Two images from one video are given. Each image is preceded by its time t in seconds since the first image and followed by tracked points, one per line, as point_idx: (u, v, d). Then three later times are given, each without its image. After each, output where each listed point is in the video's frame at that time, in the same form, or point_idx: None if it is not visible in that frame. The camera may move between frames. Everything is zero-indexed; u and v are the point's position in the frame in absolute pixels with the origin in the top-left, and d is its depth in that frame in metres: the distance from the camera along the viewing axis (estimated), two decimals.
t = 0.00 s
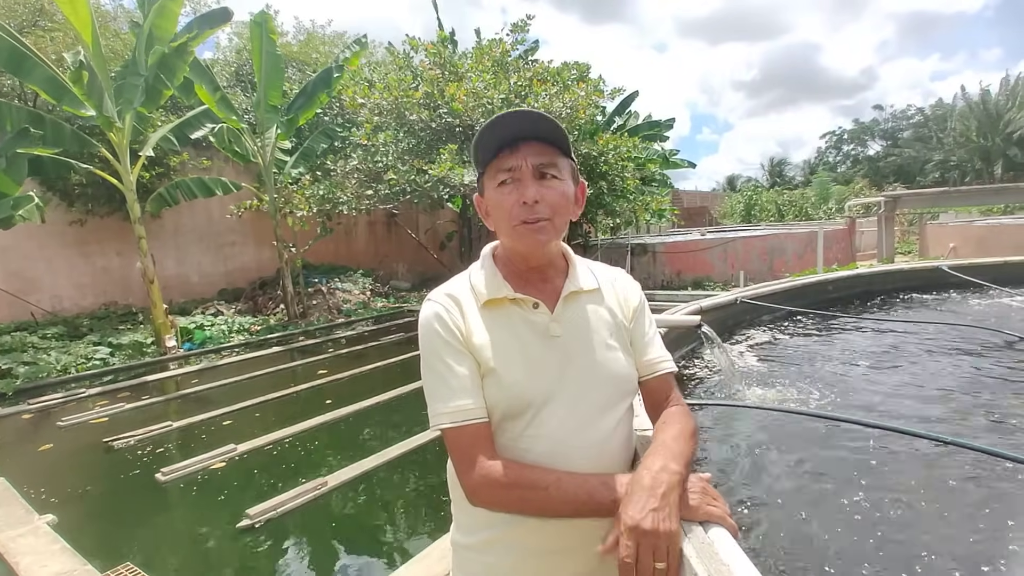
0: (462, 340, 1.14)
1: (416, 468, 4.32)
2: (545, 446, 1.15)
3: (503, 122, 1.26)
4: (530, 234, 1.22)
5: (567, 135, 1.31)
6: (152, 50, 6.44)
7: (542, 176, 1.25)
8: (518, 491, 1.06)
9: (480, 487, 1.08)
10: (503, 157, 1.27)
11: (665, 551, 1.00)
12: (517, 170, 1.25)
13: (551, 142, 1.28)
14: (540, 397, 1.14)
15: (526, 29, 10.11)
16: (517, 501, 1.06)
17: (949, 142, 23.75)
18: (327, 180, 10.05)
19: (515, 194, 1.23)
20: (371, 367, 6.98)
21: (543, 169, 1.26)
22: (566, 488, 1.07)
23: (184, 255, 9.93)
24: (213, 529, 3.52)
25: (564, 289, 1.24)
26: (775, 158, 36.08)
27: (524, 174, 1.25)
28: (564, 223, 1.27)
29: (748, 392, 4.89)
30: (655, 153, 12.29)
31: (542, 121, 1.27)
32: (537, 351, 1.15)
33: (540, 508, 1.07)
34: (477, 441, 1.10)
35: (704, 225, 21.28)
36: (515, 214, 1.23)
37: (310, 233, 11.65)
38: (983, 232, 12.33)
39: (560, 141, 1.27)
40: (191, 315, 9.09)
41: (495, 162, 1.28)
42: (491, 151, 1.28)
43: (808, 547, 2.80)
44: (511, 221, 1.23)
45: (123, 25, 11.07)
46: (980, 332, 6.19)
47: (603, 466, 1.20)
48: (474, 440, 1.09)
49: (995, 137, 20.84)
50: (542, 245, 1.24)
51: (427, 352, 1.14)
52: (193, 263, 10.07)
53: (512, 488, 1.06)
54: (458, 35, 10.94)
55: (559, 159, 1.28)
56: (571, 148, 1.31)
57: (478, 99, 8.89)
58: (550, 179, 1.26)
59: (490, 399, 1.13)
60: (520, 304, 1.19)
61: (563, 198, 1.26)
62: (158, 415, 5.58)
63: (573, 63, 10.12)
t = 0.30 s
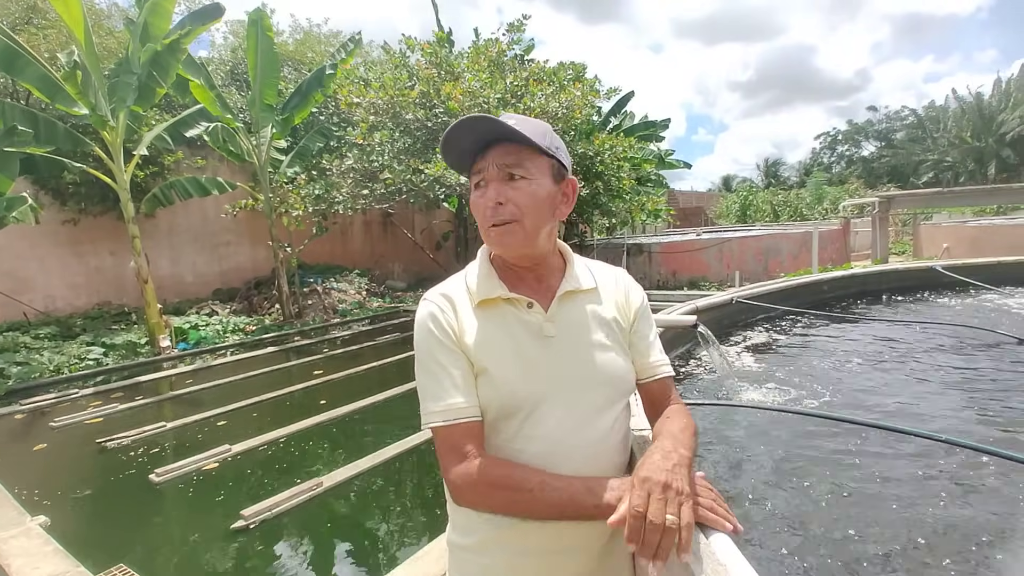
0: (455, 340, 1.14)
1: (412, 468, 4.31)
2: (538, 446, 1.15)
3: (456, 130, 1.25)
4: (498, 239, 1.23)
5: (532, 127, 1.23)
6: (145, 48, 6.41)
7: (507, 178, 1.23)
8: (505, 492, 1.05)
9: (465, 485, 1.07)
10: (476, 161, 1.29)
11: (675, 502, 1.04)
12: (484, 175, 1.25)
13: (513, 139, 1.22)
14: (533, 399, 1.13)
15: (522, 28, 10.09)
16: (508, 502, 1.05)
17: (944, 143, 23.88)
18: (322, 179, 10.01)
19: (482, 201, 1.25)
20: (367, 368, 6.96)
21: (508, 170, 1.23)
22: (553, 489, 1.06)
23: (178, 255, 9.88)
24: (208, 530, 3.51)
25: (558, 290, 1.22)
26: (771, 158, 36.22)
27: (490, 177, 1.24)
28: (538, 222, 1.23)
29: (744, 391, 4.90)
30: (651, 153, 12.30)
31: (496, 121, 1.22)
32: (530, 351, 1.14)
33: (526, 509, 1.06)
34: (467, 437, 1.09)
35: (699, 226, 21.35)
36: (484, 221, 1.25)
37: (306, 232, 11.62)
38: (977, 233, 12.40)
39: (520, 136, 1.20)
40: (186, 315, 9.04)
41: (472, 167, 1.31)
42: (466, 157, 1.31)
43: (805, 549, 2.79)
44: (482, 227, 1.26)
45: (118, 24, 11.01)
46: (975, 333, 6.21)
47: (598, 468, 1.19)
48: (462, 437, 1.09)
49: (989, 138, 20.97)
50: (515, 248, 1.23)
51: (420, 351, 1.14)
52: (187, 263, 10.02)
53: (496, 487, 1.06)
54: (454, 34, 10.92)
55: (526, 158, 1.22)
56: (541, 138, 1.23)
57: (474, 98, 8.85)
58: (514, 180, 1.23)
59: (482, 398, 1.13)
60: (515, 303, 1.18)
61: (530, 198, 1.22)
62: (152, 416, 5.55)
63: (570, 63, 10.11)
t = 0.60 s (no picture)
0: (441, 333, 1.20)
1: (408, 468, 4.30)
2: (511, 446, 1.16)
3: (436, 140, 1.27)
4: (481, 244, 1.24)
5: (506, 132, 1.21)
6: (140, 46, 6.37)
7: (486, 183, 1.23)
8: (358, 452, 1.15)
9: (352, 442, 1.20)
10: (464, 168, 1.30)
11: (691, 532, 1.03)
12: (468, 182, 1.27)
13: (488, 145, 1.22)
14: (504, 399, 1.14)
15: (519, 28, 10.09)
16: (368, 467, 1.12)
17: (938, 144, 24.01)
18: (319, 179, 9.97)
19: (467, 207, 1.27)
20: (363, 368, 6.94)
21: (486, 175, 1.23)
22: (378, 458, 1.11)
23: (173, 254, 9.84)
24: (204, 530, 3.49)
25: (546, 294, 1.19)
26: (767, 159, 36.35)
27: (473, 184, 1.25)
28: (524, 225, 1.21)
29: (741, 392, 4.91)
30: (648, 153, 12.31)
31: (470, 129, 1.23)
32: (507, 352, 1.15)
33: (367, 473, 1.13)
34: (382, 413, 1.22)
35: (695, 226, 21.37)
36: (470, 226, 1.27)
37: (302, 232, 11.59)
38: (971, 234, 12.47)
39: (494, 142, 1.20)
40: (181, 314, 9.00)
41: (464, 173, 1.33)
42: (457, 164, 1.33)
43: (802, 550, 2.79)
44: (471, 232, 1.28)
45: (113, 22, 10.97)
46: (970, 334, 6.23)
47: (582, 478, 1.19)
48: (373, 408, 1.22)
49: (983, 139, 21.10)
50: (498, 253, 1.24)
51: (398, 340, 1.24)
52: (182, 263, 9.98)
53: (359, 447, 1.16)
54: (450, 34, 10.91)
55: (502, 163, 1.21)
56: (519, 140, 1.21)
57: (471, 98, 8.84)
58: (491, 185, 1.22)
59: (464, 398, 1.16)
60: (502, 303, 1.19)
61: (510, 202, 1.20)
62: (147, 416, 5.52)
63: (566, 64, 10.10)
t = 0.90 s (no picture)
0: (444, 320, 1.28)
1: (407, 468, 4.29)
2: (498, 442, 1.17)
3: (450, 142, 1.30)
4: (485, 243, 1.26)
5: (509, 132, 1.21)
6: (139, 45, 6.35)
7: (491, 184, 1.23)
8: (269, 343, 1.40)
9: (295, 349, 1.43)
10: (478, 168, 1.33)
11: (695, 530, 1.02)
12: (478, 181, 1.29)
13: (493, 146, 1.23)
14: (495, 393, 1.17)
15: (518, 28, 10.08)
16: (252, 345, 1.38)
17: (936, 146, 24.09)
18: (317, 178, 9.96)
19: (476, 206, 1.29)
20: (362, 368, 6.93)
21: (491, 175, 1.24)
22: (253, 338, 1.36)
23: (171, 253, 9.83)
24: (202, 530, 3.47)
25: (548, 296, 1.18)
26: (765, 160, 36.40)
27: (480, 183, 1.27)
28: (527, 225, 1.21)
29: (739, 391, 4.93)
30: (646, 153, 12.32)
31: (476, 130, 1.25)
32: (502, 346, 1.18)
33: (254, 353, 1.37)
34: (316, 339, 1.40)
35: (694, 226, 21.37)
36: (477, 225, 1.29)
37: (300, 232, 11.60)
38: (969, 235, 12.52)
39: (497, 142, 1.21)
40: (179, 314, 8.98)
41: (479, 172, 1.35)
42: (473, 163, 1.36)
43: (802, 550, 2.79)
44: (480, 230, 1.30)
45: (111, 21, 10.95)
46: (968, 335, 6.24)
47: (568, 483, 1.17)
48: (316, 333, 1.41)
49: (981, 140, 21.18)
50: (500, 252, 1.25)
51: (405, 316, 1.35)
52: (181, 262, 9.98)
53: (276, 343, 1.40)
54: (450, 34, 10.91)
55: (506, 163, 1.21)
56: (524, 139, 1.20)
57: (470, 97, 8.84)
58: (495, 185, 1.23)
59: (459, 386, 1.22)
60: (507, 299, 1.21)
61: (513, 202, 1.21)
62: (145, 415, 5.50)
63: (565, 64, 10.10)
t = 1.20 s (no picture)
0: (452, 313, 1.29)
1: (407, 467, 4.29)
2: (501, 438, 1.18)
3: (462, 141, 1.31)
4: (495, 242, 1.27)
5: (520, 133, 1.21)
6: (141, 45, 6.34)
7: (500, 183, 1.24)
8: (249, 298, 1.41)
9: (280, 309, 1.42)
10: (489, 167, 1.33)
11: (696, 529, 1.02)
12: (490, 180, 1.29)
13: (504, 146, 1.23)
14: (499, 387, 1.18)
15: (518, 28, 10.08)
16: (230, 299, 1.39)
17: (936, 146, 24.10)
18: (318, 177, 9.95)
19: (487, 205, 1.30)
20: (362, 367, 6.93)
21: (501, 174, 1.24)
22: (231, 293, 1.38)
23: (171, 253, 9.84)
24: (203, 529, 3.48)
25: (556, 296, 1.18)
26: (765, 160, 36.39)
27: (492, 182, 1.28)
28: (537, 225, 1.22)
29: (739, 391, 4.93)
30: (647, 153, 12.33)
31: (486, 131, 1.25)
32: (507, 341, 1.19)
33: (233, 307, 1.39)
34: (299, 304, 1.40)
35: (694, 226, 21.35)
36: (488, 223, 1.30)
37: (301, 232, 11.62)
38: (968, 235, 12.53)
39: (509, 142, 1.21)
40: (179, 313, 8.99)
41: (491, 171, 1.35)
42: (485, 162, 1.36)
43: (803, 550, 2.79)
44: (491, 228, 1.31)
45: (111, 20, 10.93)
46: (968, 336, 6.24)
47: (568, 484, 1.17)
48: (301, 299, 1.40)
49: (981, 140, 21.20)
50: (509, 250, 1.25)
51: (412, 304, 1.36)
52: (181, 261, 9.99)
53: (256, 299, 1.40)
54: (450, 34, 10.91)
55: (516, 163, 1.22)
56: (535, 139, 1.20)
57: (471, 97, 8.85)
58: (505, 186, 1.23)
59: (464, 380, 1.23)
60: (515, 296, 1.22)
61: (522, 202, 1.21)
62: (145, 415, 5.50)
63: (566, 64, 10.10)
